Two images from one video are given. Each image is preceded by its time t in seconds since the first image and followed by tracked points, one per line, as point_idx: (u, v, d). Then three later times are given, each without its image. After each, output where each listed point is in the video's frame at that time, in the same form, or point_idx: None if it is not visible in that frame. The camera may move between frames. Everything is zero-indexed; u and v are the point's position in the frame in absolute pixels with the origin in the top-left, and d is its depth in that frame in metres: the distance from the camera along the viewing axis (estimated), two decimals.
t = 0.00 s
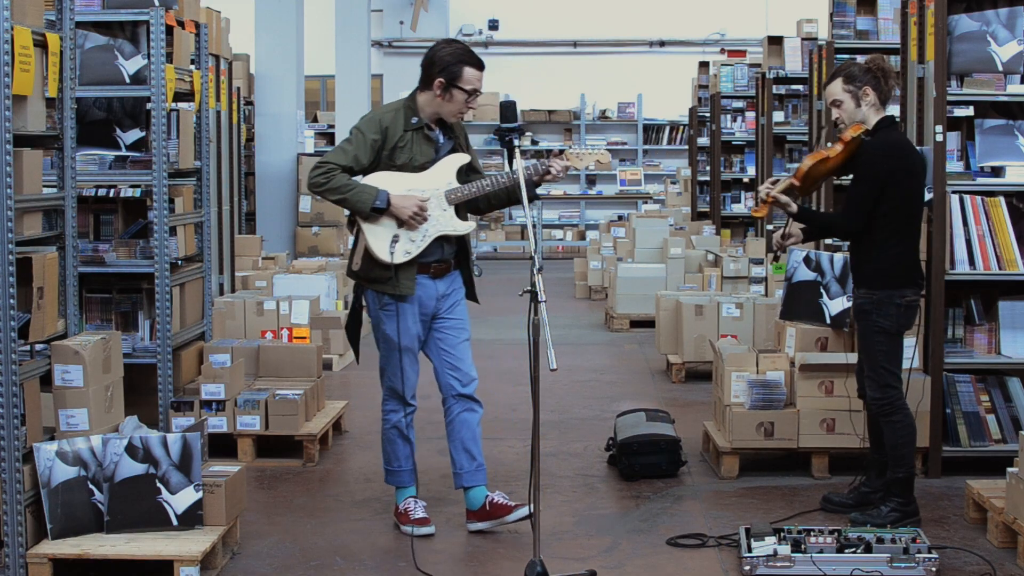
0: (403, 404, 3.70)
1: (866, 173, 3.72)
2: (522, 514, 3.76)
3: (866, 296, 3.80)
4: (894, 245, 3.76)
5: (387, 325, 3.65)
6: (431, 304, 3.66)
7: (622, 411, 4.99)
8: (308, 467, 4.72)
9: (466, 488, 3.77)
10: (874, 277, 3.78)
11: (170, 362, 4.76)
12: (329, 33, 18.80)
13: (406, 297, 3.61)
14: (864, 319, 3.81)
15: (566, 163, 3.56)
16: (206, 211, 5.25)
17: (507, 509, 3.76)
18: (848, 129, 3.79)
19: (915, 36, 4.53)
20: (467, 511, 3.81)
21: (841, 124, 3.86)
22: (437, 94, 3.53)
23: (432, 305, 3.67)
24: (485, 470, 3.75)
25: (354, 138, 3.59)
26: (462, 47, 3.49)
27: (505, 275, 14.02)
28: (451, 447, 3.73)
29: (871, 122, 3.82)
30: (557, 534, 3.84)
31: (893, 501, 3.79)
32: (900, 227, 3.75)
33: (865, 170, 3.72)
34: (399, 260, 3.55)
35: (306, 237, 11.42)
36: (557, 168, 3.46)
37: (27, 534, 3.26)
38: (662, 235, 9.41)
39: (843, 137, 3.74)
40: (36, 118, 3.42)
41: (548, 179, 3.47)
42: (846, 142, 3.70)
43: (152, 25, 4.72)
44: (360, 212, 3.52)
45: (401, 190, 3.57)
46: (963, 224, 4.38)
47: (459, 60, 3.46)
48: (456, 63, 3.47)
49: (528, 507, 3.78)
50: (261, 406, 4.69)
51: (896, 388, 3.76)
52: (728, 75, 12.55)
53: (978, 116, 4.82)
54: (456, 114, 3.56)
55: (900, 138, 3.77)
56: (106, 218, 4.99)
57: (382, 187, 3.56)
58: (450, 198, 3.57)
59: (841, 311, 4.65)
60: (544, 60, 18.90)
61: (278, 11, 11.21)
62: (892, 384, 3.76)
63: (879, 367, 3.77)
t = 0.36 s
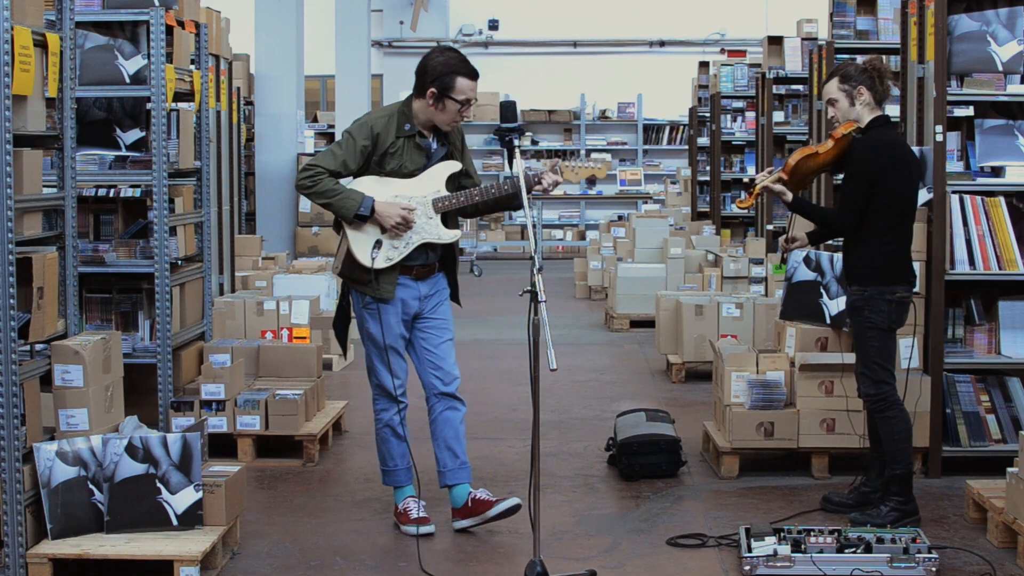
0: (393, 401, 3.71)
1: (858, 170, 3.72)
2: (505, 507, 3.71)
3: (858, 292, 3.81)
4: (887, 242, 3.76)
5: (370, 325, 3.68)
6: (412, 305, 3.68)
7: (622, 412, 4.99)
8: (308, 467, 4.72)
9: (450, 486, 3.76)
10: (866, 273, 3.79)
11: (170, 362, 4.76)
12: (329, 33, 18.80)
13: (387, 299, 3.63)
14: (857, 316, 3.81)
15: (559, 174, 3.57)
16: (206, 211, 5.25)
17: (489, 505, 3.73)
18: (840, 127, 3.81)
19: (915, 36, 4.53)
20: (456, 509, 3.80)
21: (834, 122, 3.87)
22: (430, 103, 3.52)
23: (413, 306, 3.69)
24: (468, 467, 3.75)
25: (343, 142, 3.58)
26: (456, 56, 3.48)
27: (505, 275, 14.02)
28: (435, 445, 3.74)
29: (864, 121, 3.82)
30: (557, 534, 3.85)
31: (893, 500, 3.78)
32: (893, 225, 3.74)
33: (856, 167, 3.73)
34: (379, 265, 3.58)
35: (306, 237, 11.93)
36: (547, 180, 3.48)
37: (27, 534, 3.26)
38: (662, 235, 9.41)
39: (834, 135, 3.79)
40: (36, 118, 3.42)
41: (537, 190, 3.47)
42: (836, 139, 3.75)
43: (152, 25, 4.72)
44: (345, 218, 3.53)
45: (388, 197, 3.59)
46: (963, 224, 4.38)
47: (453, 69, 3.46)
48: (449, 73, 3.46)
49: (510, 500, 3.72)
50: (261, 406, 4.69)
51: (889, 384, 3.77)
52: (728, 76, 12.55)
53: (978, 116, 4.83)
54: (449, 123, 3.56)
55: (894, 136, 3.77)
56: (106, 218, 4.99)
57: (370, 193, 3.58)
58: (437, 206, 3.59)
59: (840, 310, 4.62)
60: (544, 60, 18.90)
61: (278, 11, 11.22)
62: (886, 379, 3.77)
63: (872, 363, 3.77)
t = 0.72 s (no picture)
0: (394, 401, 3.72)
1: (861, 166, 3.72)
2: (513, 510, 3.76)
3: (859, 289, 3.79)
4: (888, 240, 3.77)
5: (371, 327, 3.67)
6: (414, 306, 3.68)
7: (622, 412, 4.99)
8: (308, 467, 4.72)
9: (455, 487, 3.76)
10: (867, 270, 3.78)
11: (170, 362, 4.76)
12: (329, 33, 18.80)
13: (387, 299, 3.63)
14: (858, 312, 3.80)
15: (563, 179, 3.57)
16: (206, 211, 5.25)
17: (497, 507, 3.76)
18: (843, 124, 3.80)
19: (915, 36, 4.53)
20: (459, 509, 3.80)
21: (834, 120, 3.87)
22: (432, 107, 3.52)
23: (415, 307, 3.68)
24: (472, 469, 3.76)
25: (345, 140, 3.60)
26: (462, 62, 3.48)
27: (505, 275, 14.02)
28: (439, 445, 3.74)
29: (865, 119, 3.84)
30: (557, 534, 3.85)
31: (892, 500, 3.78)
32: (894, 221, 3.76)
33: (859, 164, 3.73)
34: (377, 264, 3.59)
35: (306, 236, 11.81)
36: (551, 185, 3.48)
37: (27, 534, 3.26)
38: (662, 235, 9.41)
39: (839, 130, 3.77)
40: (36, 118, 3.42)
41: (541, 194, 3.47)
42: (842, 134, 3.73)
43: (152, 25, 4.72)
44: (343, 216, 3.56)
45: (387, 196, 3.60)
46: (963, 224, 4.38)
47: (456, 76, 3.46)
48: (452, 79, 3.46)
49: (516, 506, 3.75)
50: (261, 406, 4.69)
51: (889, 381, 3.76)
52: (728, 76, 12.54)
53: (978, 116, 4.83)
54: (450, 129, 3.56)
55: (895, 134, 3.79)
56: (106, 218, 4.99)
57: (369, 191, 3.60)
58: (438, 207, 3.60)
59: (840, 310, 4.63)
60: (544, 60, 18.90)
61: (278, 11, 11.22)
62: (885, 376, 3.76)
63: (873, 360, 3.77)
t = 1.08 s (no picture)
0: (408, 405, 3.70)
1: (864, 162, 3.72)
2: (515, 531, 3.72)
3: (862, 287, 3.78)
4: (889, 238, 3.78)
5: (392, 327, 3.64)
6: (435, 306, 3.65)
7: (622, 412, 4.99)
8: (308, 467, 4.72)
9: (462, 493, 3.75)
10: (868, 269, 3.78)
11: (170, 362, 4.76)
12: (329, 33, 18.81)
13: (410, 298, 3.60)
14: (861, 310, 3.79)
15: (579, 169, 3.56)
16: (206, 211, 5.25)
17: (499, 524, 3.74)
18: (846, 120, 3.78)
19: (915, 36, 4.53)
20: (460, 513, 3.80)
21: (834, 116, 3.85)
22: (444, 96, 3.52)
23: (436, 307, 3.65)
24: (482, 477, 3.73)
25: (359, 138, 3.57)
26: (470, 49, 3.48)
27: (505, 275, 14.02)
28: (452, 449, 3.71)
29: (865, 118, 3.85)
30: (557, 534, 3.85)
31: (891, 499, 3.78)
32: (895, 220, 3.77)
33: (865, 161, 3.72)
34: (401, 261, 3.54)
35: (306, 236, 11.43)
36: (569, 172, 3.47)
37: (27, 534, 3.26)
38: (662, 235, 9.41)
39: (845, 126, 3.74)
40: (36, 118, 3.42)
41: (559, 182, 3.47)
42: (849, 129, 3.70)
43: (152, 25, 4.72)
44: (361, 213, 3.49)
45: (405, 192, 3.54)
46: (963, 224, 4.38)
47: (465, 61, 3.45)
48: (462, 65, 3.46)
49: (521, 526, 3.74)
50: (261, 406, 4.69)
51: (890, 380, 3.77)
52: (728, 76, 12.54)
53: (978, 116, 4.83)
54: (463, 116, 3.54)
55: (895, 135, 3.82)
56: (106, 218, 4.99)
57: (386, 188, 3.54)
58: (456, 200, 3.55)
59: (839, 310, 4.65)
60: (544, 60, 18.90)
61: (278, 11, 11.22)
62: (886, 375, 3.76)
63: (875, 359, 3.77)
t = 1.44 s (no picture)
0: (422, 406, 3.69)
1: (868, 162, 3.72)
2: (517, 535, 3.72)
3: (864, 287, 3.78)
4: (891, 239, 3.78)
5: (416, 329, 3.61)
6: (462, 308, 3.61)
7: (622, 411, 4.99)
8: (308, 467, 4.72)
9: (466, 494, 3.75)
10: (869, 268, 3.78)
11: (170, 363, 4.76)
12: (329, 33, 18.80)
13: (437, 301, 3.57)
14: (863, 310, 3.79)
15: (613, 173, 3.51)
16: (206, 211, 5.25)
17: (500, 526, 3.74)
18: (847, 121, 3.78)
19: (915, 36, 4.53)
20: (461, 513, 3.80)
21: (834, 114, 3.84)
22: (480, 98, 3.45)
23: (463, 309, 3.61)
24: (489, 480, 3.73)
25: (394, 138, 3.53)
26: (507, 50, 3.40)
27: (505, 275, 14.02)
28: (461, 450, 3.70)
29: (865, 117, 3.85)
30: (557, 534, 3.85)
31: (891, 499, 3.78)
32: (897, 220, 3.78)
33: (869, 160, 3.72)
34: (432, 265, 3.52)
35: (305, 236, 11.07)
36: (601, 177, 3.42)
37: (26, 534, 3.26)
38: (662, 235, 9.41)
39: (846, 126, 3.78)
40: (36, 118, 3.42)
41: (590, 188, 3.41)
42: (852, 128, 3.74)
43: (152, 25, 4.72)
44: (394, 214, 3.47)
45: (437, 194, 3.51)
46: (963, 224, 4.38)
47: (503, 63, 3.37)
48: (499, 66, 3.37)
49: (522, 531, 3.73)
50: (261, 406, 4.69)
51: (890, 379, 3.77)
52: (728, 76, 12.53)
53: (978, 115, 4.81)
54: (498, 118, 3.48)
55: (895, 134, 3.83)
56: (106, 218, 4.99)
57: (419, 190, 3.51)
58: (488, 204, 3.51)
59: (839, 310, 4.64)
60: (544, 60, 18.89)
61: (278, 11, 11.22)
62: (886, 374, 3.76)
63: (875, 358, 3.77)
